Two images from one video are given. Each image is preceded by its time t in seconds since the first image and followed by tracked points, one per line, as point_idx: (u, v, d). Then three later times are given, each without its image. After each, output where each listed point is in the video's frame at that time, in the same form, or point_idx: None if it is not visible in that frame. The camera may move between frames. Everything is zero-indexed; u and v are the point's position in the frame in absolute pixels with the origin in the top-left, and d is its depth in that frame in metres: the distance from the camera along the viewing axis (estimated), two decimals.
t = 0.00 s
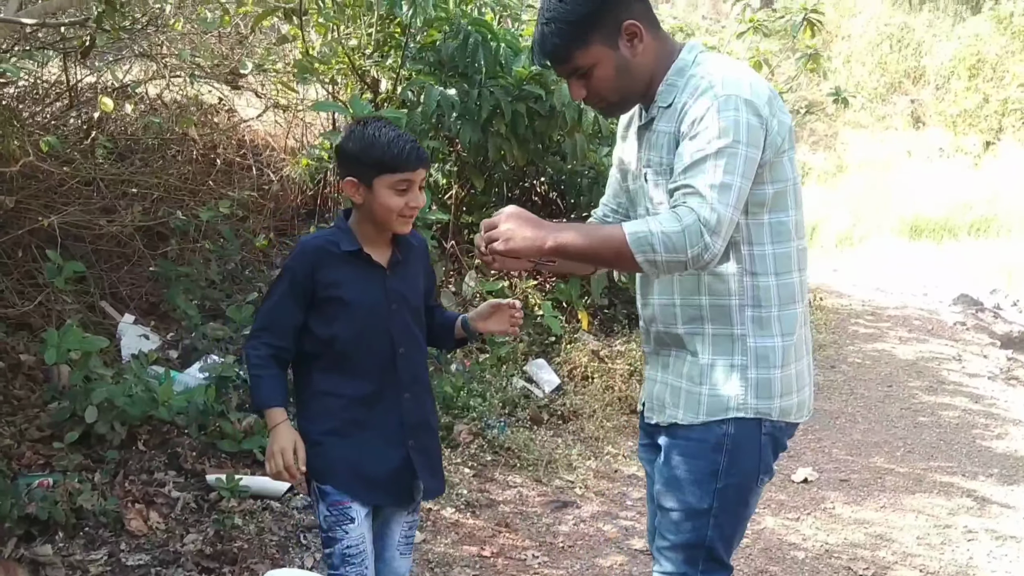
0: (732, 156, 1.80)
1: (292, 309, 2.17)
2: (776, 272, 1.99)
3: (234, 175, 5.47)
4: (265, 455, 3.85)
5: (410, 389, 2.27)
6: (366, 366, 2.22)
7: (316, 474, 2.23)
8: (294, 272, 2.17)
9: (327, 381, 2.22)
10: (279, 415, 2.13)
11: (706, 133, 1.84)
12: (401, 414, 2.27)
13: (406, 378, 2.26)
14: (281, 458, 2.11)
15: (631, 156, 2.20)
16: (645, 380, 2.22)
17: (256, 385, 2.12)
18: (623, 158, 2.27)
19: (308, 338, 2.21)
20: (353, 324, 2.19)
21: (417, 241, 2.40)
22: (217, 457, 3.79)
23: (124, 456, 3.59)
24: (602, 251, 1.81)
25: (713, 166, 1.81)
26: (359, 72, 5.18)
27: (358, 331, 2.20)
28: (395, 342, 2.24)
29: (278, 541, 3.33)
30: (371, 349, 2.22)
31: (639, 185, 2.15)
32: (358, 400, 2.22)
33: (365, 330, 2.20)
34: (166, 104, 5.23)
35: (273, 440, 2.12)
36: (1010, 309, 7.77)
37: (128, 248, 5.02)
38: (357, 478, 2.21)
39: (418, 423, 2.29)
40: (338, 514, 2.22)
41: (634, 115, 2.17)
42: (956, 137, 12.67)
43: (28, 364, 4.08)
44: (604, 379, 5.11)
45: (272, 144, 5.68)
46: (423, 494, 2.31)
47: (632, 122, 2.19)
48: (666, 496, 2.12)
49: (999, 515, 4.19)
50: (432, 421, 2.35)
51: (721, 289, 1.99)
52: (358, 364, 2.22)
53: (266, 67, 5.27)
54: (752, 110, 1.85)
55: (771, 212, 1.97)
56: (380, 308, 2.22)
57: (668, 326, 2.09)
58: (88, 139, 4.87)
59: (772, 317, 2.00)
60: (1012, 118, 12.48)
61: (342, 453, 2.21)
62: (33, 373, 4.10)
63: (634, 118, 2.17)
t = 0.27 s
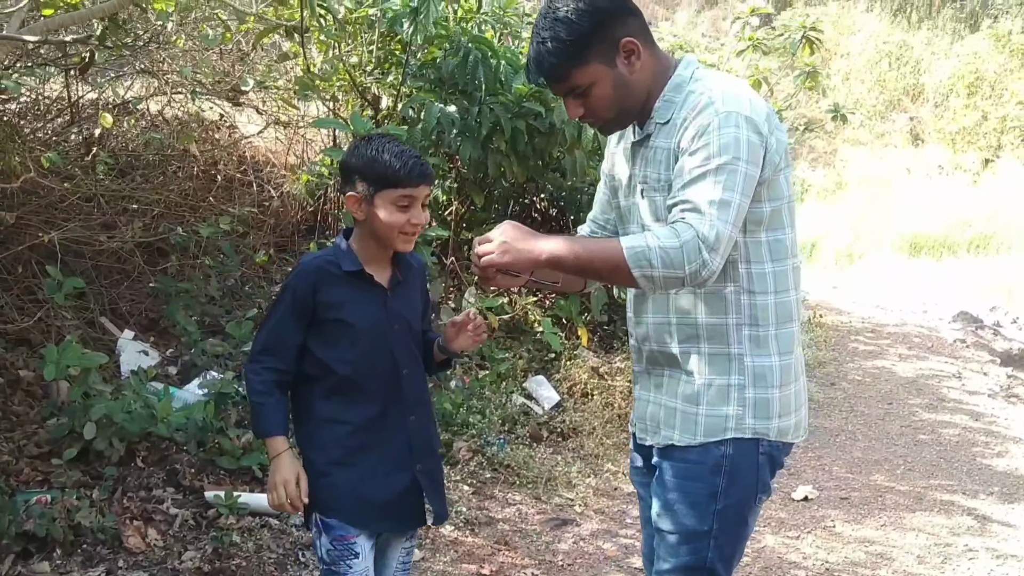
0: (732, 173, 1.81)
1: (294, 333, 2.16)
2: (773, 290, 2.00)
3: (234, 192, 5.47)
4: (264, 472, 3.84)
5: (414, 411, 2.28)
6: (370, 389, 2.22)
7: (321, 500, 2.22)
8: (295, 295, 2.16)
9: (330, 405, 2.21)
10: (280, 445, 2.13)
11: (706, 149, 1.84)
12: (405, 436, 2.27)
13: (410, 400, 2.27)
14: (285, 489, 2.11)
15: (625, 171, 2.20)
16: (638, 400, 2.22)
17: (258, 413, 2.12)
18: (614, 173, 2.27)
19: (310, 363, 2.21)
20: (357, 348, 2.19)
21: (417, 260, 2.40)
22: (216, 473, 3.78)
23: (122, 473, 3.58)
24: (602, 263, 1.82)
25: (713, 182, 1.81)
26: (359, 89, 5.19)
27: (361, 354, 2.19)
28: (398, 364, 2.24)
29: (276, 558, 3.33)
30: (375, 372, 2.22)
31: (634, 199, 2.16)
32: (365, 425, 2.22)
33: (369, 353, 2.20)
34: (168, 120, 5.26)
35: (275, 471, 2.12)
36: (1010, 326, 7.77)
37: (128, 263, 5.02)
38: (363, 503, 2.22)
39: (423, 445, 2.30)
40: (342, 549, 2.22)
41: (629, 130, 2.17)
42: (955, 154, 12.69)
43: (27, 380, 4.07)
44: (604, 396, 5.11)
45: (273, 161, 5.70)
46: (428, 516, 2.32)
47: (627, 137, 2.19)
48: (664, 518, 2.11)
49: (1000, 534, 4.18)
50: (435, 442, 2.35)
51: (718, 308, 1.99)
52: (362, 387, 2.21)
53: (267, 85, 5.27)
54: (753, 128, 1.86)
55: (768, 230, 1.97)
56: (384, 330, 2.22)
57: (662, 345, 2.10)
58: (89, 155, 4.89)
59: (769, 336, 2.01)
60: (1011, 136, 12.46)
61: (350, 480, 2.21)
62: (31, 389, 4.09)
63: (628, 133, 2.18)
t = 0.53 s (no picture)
0: (737, 189, 1.82)
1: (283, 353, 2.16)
2: (774, 304, 2.00)
3: (235, 203, 5.47)
4: (263, 482, 3.84)
5: (408, 427, 2.28)
6: (363, 406, 2.22)
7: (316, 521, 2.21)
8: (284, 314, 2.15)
9: (321, 424, 2.21)
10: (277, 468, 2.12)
11: (711, 165, 1.85)
12: (399, 452, 2.27)
13: (403, 415, 2.27)
14: (283, 510, 2.10)
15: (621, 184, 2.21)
16: (634, 412, 2.22)
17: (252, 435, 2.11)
18: (608, 185, 2.28)
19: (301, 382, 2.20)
20: (348, 365, 2.19)
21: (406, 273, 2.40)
22: (215, 484, 3.78)
23: (121, 484, 3.58)
24: (610, 282, 1.81)
25: (720, 199, 1.81)
26: (360, 100, 5.21)
27: (353, 371, 2.19)
28: (391, 379, 2.24)
29: (275, 570, 3.33)
30: (367, 388, 2.22)
31: (632, 213, 2.16)
32: (360, 443, 2.22)
33: (360, 370, 2.20)
34: (168, 131, 5.26)
35: (273, 492, 2.11)
36: (1010, 338, 7.77)
37: (128, 274, 5.02)
38: (360, 521, 2.21)
39: (417, 461, 2.30)
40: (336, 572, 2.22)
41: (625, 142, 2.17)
42: (955, 165, 12.71)
43: (27, 392, 4.07)
44: (604, 407, 5.11)
45: (274, 172, 5.68)
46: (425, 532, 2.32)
47: (623, 150, 2.19)
48: (663, 531, 2.11)
49: (1001, 546, 4.17)
50: (429, 457, 2.36)
51: (718, 320, 1.99)
52: (354, 405, 2.21)
53: (268, 96, 5.27)
54: (756, 143, 1.87)
55: (770, 244, 1.98)
56: (375, 346, 2.22)
57: (660, 358, 2.10)
58: (90, 166, 4.88)
59: (768, 349, 2.01)
60: (1010, 148, 12.47)
61: (346, 496, 2.20)
62: (31, 400, 4.08)
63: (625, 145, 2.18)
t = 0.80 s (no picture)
0: (764, 200, 1.84)
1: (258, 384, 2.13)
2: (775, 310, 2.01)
3: (234, 209, 5.46)
4: (262, 488, 3.84)
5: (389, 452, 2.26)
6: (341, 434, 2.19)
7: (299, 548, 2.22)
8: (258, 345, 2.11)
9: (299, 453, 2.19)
10: (311, 428, 2.05)
11: (733, 179, 1.85)
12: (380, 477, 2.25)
13: (383, 441, 2.24)
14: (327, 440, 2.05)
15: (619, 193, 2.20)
16: (633, 420, 2.22)
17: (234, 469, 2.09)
18: (605, 193, 2.28)
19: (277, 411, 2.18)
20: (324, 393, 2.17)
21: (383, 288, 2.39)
22: (214, 490, 3.77)
23: (120, 489, 3.57)
24: (666, 313, 1.83)
25: (751, 213, 1.83)
26: (360, 106, 5.22)
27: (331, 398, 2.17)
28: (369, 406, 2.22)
29: None
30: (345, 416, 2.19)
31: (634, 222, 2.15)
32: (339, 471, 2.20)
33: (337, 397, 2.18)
34: (169, 137, 5.22)
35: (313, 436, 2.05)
36: (1010, 345, 7.76)
37: (128, 279, 5.02)
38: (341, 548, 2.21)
39: (400, 486, 2.29)
40: None
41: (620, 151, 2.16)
42: (954, 172, 12.71)
43: (25, 397, 4.06)
44: (604, 414, 5.10)
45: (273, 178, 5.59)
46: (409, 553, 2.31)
47: (619, 159, 2.18)
48: (662, 539, 2.11)
49: (1001, 553, 4.16)
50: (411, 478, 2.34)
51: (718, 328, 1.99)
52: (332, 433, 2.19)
53: (269, 102, 5.27)
54: (768, 150, 1.89)
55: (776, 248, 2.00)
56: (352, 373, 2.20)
57: (661, 366, 2.10)
58: (90, 171, 4.90)
59: (768, 356, 2.01)
60: (1010, 154, 12.50)
61: (330, 527, 2.21)
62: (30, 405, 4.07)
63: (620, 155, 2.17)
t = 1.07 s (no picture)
0: (768, 210, 1.85)
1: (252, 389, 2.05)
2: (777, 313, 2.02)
3: (234, 210, 5.45)
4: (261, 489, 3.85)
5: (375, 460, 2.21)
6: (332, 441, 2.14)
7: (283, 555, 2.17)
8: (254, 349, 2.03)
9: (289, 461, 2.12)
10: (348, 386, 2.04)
11: (737, 187, 1.86)
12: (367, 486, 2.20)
13: (371, 449, 2.20)
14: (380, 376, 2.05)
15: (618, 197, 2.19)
16: (635, 423, 2.22)
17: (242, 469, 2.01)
18: (603, 196, 2.27)
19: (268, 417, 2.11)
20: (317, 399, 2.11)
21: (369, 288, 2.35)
22: (213, 491, 3.78)
23: (120, 489, 3.57)
24: (672, 321, 1.86)
25: (756, 223, 1.84)
26: (360, 107, 5.23)
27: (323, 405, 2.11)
28: (359, 413, 2.17)
29: None
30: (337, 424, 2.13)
31: (634, 227, 2.15)
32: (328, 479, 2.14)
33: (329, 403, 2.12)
34: (169, 137, 5.21)
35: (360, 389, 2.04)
36: (1009, 347, 7.76)
37: (128, 279, 5.03)
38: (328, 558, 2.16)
39: (387, 493, 2.24)
40: None
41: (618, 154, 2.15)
42: (955, 174, 12.71)
43: (25, 397, 4.06)
44: (603, 415, 5.11)
45: (273, 178, 5.62)
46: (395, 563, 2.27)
47: (618, 163, 2.17)
48: (665, 542, 2.10)
49: (1000, 556, 4.16)
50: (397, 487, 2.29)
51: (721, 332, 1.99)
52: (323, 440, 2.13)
53: (269, 103, 5.27)
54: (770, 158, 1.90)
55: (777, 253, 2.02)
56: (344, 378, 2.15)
57: (663, 370, 2.10)
58: (90, 172, 4.90)
59: (771, 359, 2.02)
60: (1009, 157, 12.45)
61: (317, 537, 2.15)
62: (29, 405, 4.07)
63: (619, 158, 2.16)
